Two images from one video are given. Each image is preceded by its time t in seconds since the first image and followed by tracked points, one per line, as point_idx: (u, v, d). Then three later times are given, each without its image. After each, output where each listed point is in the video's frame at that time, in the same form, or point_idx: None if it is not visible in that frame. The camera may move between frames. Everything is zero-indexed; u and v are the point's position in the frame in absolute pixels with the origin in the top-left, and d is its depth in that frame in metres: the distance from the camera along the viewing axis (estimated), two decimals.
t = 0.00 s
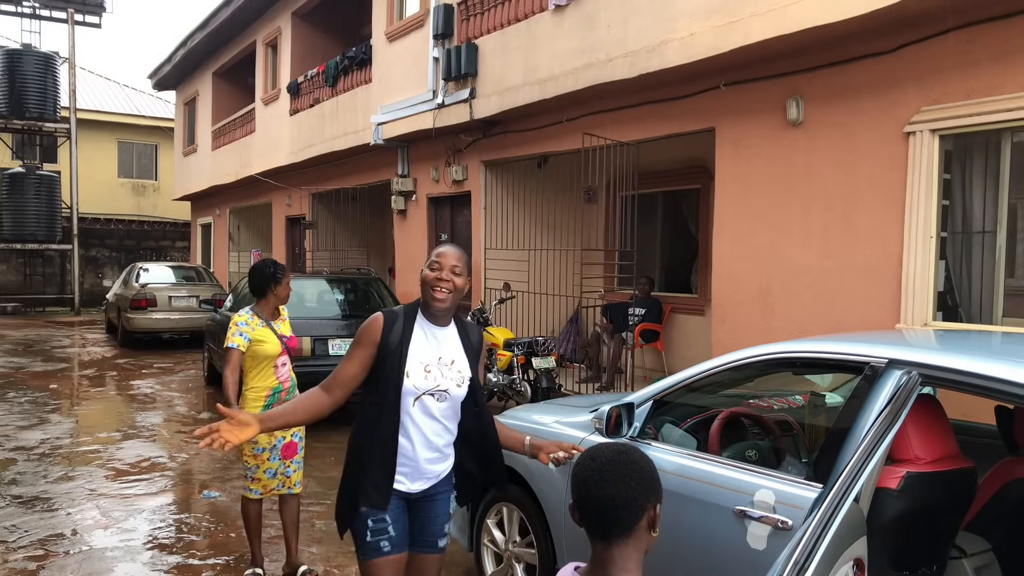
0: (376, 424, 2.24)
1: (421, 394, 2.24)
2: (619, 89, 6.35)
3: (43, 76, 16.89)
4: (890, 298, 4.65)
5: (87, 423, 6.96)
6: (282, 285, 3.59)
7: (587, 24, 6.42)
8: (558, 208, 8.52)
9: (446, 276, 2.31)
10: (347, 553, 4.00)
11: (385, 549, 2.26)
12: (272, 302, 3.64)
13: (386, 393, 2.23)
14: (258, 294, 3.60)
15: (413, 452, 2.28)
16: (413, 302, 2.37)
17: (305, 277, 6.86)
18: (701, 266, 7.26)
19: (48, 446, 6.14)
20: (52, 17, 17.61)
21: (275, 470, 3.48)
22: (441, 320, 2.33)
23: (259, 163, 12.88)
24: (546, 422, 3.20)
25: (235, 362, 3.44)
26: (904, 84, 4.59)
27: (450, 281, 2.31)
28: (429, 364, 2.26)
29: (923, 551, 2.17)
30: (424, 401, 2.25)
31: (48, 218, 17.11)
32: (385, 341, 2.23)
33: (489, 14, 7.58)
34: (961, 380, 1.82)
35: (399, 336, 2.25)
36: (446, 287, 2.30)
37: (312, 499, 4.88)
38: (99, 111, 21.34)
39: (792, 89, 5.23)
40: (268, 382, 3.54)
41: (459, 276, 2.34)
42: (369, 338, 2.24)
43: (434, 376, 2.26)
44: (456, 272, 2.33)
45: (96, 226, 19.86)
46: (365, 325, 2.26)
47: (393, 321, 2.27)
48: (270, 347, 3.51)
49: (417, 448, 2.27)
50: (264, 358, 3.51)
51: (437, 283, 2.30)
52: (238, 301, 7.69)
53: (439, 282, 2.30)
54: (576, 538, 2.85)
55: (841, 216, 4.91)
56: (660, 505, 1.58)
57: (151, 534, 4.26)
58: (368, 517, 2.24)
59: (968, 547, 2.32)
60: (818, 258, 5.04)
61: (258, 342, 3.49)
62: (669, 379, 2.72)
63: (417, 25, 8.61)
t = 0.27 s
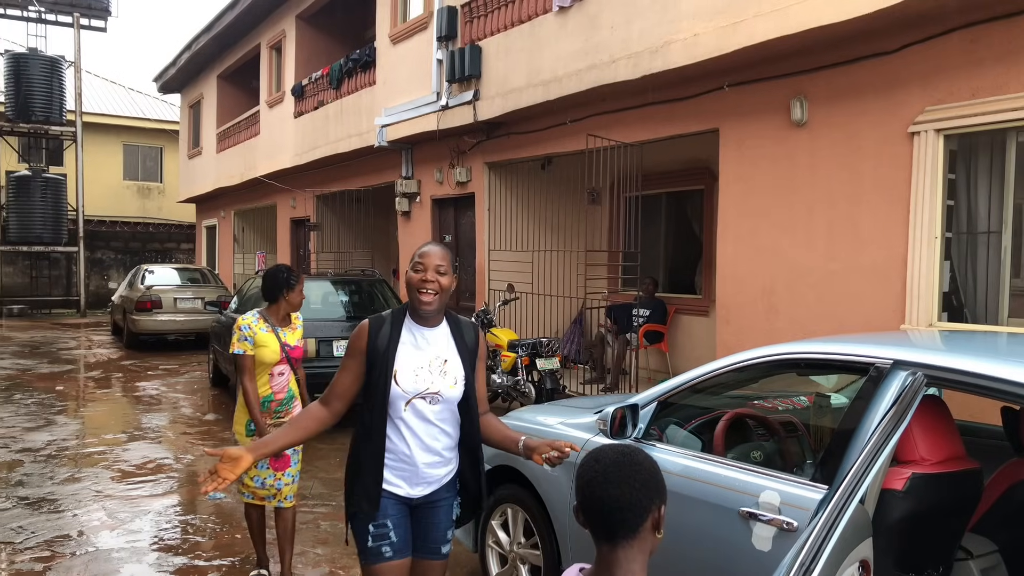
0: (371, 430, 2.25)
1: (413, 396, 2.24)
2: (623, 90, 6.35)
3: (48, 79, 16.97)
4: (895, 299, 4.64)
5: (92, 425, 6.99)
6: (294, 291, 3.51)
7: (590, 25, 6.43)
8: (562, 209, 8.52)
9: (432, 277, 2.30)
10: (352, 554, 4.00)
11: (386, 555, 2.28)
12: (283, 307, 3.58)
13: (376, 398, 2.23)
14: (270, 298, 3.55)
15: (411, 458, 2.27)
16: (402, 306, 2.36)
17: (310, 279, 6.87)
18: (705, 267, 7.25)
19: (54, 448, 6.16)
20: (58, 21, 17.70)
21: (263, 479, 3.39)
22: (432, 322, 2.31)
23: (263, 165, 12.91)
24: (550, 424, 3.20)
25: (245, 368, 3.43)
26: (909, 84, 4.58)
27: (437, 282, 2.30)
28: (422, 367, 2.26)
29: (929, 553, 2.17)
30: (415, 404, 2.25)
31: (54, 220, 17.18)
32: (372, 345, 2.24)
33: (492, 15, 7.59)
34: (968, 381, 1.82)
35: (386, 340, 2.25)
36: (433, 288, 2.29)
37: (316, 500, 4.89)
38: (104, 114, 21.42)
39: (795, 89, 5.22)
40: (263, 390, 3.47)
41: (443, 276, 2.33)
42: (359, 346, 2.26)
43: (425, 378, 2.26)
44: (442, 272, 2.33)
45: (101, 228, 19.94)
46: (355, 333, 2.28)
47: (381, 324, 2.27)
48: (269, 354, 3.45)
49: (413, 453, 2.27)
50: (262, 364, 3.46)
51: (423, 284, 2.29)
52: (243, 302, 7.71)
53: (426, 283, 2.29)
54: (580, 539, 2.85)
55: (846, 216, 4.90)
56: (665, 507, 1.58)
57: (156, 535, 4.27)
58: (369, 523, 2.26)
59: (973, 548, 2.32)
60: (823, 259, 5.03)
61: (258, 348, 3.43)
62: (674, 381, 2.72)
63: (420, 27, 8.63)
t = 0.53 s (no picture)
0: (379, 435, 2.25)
1: (424, 401, 2.25)
2: (630, 92, 6.35)
3: (58, 80, 17.07)
4: (904, 301, 4.62)
5: (101, 424, 7.02)
6: (312, 294, 3.53)
7: (598, 26, 6.43)
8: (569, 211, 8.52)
9: (435, 278, 2.29)
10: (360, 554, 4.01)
11: (395, 559, 2.28)
12: (299, 312, 3.55)
13: (385, 403, 2.23)
14: (287, 301, 3.54)
15: (421, 463, 2.28)
16: (404, 308, 2.35)
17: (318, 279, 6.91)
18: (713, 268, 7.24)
19: (63, 446, 6.19)
20: (67, 22, 17.80)
21: (268, 483, 3.34)
22: (435, 323, 2.31)
23: (271, 166, 12.95)
24: (558, 425, 3.20)
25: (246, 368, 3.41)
26: (917, 86, 4.56)
27: (440, 284, 2.30)
28: (429, 371, 2.26)
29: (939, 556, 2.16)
30: (425, 409, 2.26)
31: (63, 220, 17.28)
32: (378, 352, 2.22)
33: (500, 17, 7.60)
34: (979, 383, 1.81)
35: (392, 345, 2.23)
36: (437, 290, 2.29)
37: (324, 500, 4.90)
38: (114, 115, 21.54)
39: (804, 90, 5.21)
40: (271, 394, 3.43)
41: (447, 277, 2.32)
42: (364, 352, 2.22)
43: (435, 381, 2.26)
44: (444, 273, 2.32)
45: (110, 228, 20.04)
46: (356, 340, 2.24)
47: (384, 329, 2.25)
48: (279, 357, 3.40)
49: (423, 457, 2.28)
50: (271, 367, 3.41)
51: (426, 286, 2.28)
52: (251, 303, 7.74)
53: (430, 285, 2.28)
54: (589, 541, 2.85)
55: (854, 218, 4.88)
56: (674, 508, 1.58)
57: (165, 534, 4.29)
58: (378, 528, 2.26)
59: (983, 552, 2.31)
60: (831, 260, 5.01)
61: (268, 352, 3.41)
62: (681, 383, 2.72)
63: (428, 28, 8.65)
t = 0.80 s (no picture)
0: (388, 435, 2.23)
1: (435, 400, 2.24)
2: (636, 90, 6.34)
3: (64, 76, 17.10)
4: (910, 301, 4.61)
5: (106, 419, 7.04)
6: (306, 290, 3.51)
7: (605, 24, 6.42)
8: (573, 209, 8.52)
9: (446, 279, 2.30)
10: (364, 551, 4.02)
11: (404, 558, 2.28)
12: (292, 308, 3.53)
13: (397, 403, 2.21)
14: (281, 298, 3.52)
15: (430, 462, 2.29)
16: (411, 306, 2.34)
17: (322, 276, 6.93)
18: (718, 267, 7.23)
19: (69, 441, 6.22)
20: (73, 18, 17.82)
21: (265, 482, 3.35)
22: (443, 323, 2.32)
23: (277, 162, 12.97)
24: (563, 422, 3.20)
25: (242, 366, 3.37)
26: (924, 85, 4.55)
27: (451, 284, 2.31)
28: (441, 369, 2.26)
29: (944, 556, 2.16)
30: (436, 408, 2.25)
31: (69, 215, 17.32)
32: (391, 351, 2.20)
33: (506, 14, 7.59)
34: (986, 384, 1.81)
35: (404, 344, 2.22)
36: (448, 291, 2.30)
37: (328, 496, 4.91)
38: (119, 111, 21.59)
39: (811, 89, 5.19)
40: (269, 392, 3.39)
41: (457, 277, 2.34)
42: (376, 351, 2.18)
43: (447, 380, 2.26)
44: (455, 273, 2.34)
45: (116, 224, 20.10)
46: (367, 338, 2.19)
47: (395, 328, 2.23)
48: (278, 354, 3.38)
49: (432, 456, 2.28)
50: (270, 364, 3.38)
51: (438, 286, 2.29)
52: (256, 299, 7.76)
53: (442, 285, 2.29)
54: (594, 538, 2.85)
55: (861, 217, 4.87)
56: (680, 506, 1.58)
57: (170, 529, 4.30)
58: (386, 528, 2.26)
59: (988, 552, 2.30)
60: (836, 260, 5.00)
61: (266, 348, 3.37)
62: (686, 382, 2.72)
63: (434, 25, 8.65)
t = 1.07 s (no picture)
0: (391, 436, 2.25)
1: (439, 403, 2.26)
2: (642, 93, 6.35)
3: (74, 80, 17.23)
4: (916, 304, 4.60)
5: (115, 422, 7.09)
6: (288, 291, 3.50)
7: (611, 27, 6.44)
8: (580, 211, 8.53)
9: (447, 280, 2.32)
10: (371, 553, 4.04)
11: (407, 563, 2.29)
12: (275, 309, 3.49)
13: (400, 404, 2.23)
14: (263, 298, 3.47)
15: (433, 465, 2.30)
16: (414, 308, 2.37)
17: (329, 279, 6.95)
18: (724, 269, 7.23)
19: (78, 444, 6.27)
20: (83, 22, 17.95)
21: (262, 489, 3.33)
22: (447, 325, 2.34)
23: (285, 165, 13.03)
24: (568, 425, 3.22)
25: (232, 373, 3.26)
26: (931, 87, 4.54)
27: (451, 286, 2.32)
28: (445, 371, 2.28)
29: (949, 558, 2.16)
30: (440, 411, 2.26)
31: (78, 218, 17.44)
32: (394, 352, 2.24)
33: (513, 17, 7.62)
34: (992, 387, 1.81)
35: (407, 345, 2.26)
36: (449, 292, 2.31)
37: (336, 499, 4.93)
38: (128, 114, 21.73)
39: (817, 92, 5.19)
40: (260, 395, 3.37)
41: (457, 278, 2.35)
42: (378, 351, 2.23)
43: (450, 381, 2.28)
44: (454, 275, 2.35)
45: (124, 227, 20.22)
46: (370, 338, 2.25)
47: (398, 330, 2.27)
48: (268, 358, 3.35)
49: (435, 458, 2.29)
50: (259, 368, 3.35)
51: (439, 289, 2.30)
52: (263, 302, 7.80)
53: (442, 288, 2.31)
54: (599, 540, 2.86)
55: (867, 220, 4.86)
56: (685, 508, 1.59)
57: (177, 532, 4.33)
58: (391, 533, 2.26)
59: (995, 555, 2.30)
60: (843, 263, 5.00)
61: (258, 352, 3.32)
62: (691, 384, 2.73)
63: (441, 29, 8.69)
